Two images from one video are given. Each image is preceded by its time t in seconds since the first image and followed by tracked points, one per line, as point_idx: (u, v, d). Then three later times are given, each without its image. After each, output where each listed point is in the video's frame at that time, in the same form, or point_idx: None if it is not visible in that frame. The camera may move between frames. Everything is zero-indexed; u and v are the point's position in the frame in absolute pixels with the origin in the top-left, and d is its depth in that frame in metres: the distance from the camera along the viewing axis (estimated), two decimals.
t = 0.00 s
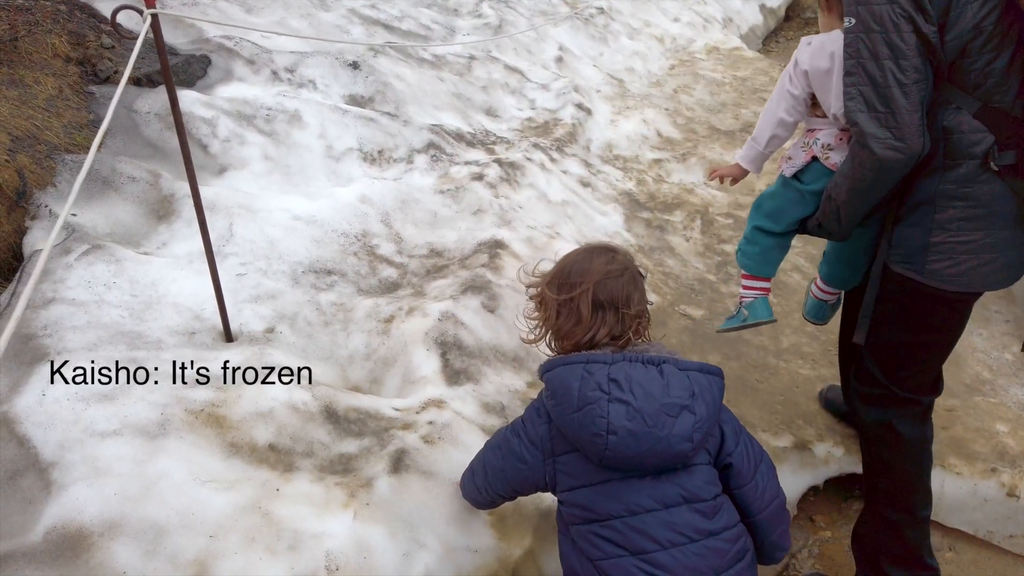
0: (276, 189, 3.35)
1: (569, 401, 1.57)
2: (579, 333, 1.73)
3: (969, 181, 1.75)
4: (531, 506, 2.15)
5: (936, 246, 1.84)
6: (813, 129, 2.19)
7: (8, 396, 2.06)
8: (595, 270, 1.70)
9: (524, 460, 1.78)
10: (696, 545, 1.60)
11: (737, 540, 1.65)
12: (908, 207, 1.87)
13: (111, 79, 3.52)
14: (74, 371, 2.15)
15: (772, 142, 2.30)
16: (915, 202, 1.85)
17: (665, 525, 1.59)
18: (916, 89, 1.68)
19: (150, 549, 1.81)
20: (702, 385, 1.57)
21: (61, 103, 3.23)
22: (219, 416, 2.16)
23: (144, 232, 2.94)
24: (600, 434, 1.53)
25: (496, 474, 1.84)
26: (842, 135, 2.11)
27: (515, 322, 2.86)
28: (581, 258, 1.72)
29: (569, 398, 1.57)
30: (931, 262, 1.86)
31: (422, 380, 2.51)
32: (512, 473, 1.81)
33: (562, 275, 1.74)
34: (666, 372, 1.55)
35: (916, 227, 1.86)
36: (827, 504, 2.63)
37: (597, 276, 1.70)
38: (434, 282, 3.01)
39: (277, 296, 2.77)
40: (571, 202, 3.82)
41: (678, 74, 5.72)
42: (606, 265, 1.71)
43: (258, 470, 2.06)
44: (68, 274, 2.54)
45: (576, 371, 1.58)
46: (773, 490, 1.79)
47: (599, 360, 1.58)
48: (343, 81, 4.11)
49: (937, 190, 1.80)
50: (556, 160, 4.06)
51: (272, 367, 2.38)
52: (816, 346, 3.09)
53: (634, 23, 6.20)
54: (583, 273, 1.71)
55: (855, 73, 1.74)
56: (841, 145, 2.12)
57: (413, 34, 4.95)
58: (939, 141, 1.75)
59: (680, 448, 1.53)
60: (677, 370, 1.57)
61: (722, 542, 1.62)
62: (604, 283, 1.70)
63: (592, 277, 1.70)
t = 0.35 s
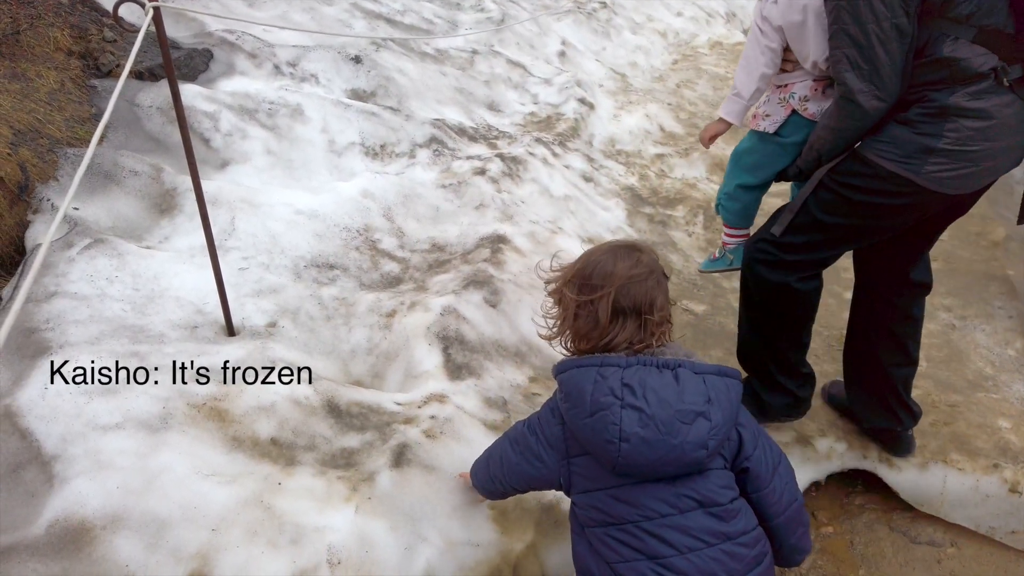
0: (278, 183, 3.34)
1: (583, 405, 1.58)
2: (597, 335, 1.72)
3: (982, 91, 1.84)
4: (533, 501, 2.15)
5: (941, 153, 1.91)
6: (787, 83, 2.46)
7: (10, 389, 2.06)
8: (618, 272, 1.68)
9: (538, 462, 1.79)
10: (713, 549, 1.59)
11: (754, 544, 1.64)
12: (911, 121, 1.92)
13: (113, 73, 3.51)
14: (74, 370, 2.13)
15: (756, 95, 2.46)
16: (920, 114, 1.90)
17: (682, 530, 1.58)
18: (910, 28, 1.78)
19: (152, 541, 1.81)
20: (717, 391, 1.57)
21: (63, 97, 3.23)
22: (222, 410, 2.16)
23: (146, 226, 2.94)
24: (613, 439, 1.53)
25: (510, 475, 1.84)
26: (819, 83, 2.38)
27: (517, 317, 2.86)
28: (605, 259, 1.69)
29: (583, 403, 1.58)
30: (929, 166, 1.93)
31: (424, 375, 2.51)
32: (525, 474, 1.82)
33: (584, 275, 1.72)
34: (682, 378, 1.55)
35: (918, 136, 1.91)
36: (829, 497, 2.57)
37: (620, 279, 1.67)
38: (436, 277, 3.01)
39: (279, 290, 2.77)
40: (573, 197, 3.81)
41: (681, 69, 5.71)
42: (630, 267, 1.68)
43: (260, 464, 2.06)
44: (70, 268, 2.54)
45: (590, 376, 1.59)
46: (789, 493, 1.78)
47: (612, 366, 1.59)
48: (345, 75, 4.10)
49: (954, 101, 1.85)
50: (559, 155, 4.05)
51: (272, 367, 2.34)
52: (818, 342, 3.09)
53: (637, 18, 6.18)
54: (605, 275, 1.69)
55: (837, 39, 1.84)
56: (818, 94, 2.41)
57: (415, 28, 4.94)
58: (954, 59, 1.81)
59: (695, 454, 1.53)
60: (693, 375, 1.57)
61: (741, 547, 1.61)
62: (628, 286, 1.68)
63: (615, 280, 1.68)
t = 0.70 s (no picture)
0: (278, 178, 3.34)
1: (596, 363, 1.46)
2: (622, 277, 1.57)
3: (892, 65, 2.05)
4: (534, 496, 2.15)
5: (866, 124, 2.12)
6: (709, 89, 2.42)
7: (12, 384, 2.07)
8: (647, 205, 1.51)
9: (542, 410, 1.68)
10: (711, 518, 1.53)
11: (754, 514, 1.58)
12: (835, 102, 2.12)
13: (113, 67, 3.51)
14: (74, 370, 2.11)
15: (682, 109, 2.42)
16: (840, 94, 2.11)
17: (682, 497, 1.52)
18: (813, 31, 1.98)
19: (154, 535, 1.82)
20: (743, 362, 1.43)
21: (63, 92, 3.23)
22: (223, 404, 2.17)
23: (146, 221, 2.94)
24: (625, 405, 1.42)
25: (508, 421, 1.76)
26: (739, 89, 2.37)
27: (518, 311, 2.86)
28: (633, 190, 1.53)
29: (597, 361, 1.46)
30: (857, 137, 2.14)
31: (425, 370, 2.51)
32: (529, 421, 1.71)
33: (608, 208, 1.55)
34: (706, 345, 1.42)
35: (843, 114, 2.12)
36: (829, 492, 2.57)
37: (648, 214, 1.51)
38: (436, 272, 3.01)
39: (279, 285, 2.77)
40: (573, 192, 3.80)
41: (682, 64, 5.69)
42: (659, 201, 1.52)
43: (261, 458, 2.06)
44: (71, 262, 2.54)
45: (607, 332, 1.46)
46: (799, 467, 1.63)
47: (633, 323, 1.45)
48: (346, 69, 4.09)
49: (870, 78, 2.06)
50: (559, 150, 4.05)
51: (272, 367, 2.31)
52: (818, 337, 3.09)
53: (639, 13, 6.16)
54: (632, 209, 1.52)
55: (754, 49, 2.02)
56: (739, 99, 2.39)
57: (416, 23, 4.94)
58: (860, 44, 2.03)
59: (712, 427, 1.42)
60: (719, 343, 1.44)
61: (740, 519, 1.56)
62: (657, 221, 1.52)
63: (643, 214, 1.51)
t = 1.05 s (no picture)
0: (280, 174, 3.34)
1: (627, 328, 1.38)
2: (657, 224, 1.47)
3: (872, 41, 2.25)
4: (534, 491, 2.17)
5: (862, 94, 2.32)
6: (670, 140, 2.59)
7: (15, 378, 2.07)
8: (686, 145, 1.42)
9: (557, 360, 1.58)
10: (725, 483, 1.52)
11: (766, 479, 1.56)
12: (827, 83, 2.33)
13: (115, 63, 3.52)
14: (77, 366, 2.12)
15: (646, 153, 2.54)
16: (829, 75, 2.32)
17: (701, 463, 1.49)
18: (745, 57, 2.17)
19: (158, 529, 1.82)
20: (781, 335, 1.37)
21: (65, 87, 3.23)
22: (226, 400, 2.17)
23: (148, 217, 2.95)
24: (655, 375, 1.36)
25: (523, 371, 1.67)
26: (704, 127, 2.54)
27: (519, 308, 2.86)
28: (673, 127, 1.43)
29: (627, 326, 1.37)
30: (853, 108, 2.35)
31: (426, 366, 2.52)
32: (542, 370, 1.63)
33: (644, 148, 1.45)
34: (744, 317, 1.35)
35: (837, 92, 2.33)
36: (828, 489, 2.58)
37: (688, 154, 1.42)
38: (438, 268, 3.01)
39: (281, 281, 2.78)
40: (574, 189, 3.80)
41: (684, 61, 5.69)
42: (700, 140, 1.42)
43: (264, 453, 2.07)
44: (73, 258, 2.55)
45: (640, 296, 1.37)
46: (816, 432, 1.56)
47: (668, 289, 1.36)
48: (347, 66, 4.09)
49: (854, 59, 2.26)
50: (561, 146, 4.05)
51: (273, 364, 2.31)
52: (819, 334, 3.09)
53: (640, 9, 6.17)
54: (670, 148, 1.42)
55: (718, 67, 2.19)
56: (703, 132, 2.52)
57: (417, 19, 4.94)
58: (835, 33, 2.23)
59: (743, 403, 1.37)
60: (758, 314, 1.36)
61: (753, 484, 1.55)
62: (696, 162, 1.42)
63: (682, 154, 1.42)
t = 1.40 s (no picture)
0: (280, 172, 3.34)
1: (668, 330, 1.35)
2: (675, 215, 1.42)
3: (859, 37, 2.29)
4: (534, 488, 2.18)
5: (861, 84, 2.37)
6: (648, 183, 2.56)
7: (16, 375, 2.07)
8: (711, 138, 1.34)
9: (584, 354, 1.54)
10: (755, 476, 1.50)
11: (795, 469, 1.55)
12: (824, 81, 2.35)
13: (115, 61, 3.52)
14: (77, 364, 2.12)
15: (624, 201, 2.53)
16: (826, 74, 2.33)
17: (734, 458, 1.48)
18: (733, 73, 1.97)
19: (158, 526, 1.82)
20: (822, 329, 1.36)
21: (66, 85, 3.23)
22: (226, 397, 2.18)
23: (148, 215, 2.95)
24: (699, 378, 1.34)
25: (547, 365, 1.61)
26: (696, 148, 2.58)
27: (519, 306, 2.86)
28: (700, 117, 1.36)
29: (669, 327, 1.35)
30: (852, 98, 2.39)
31: (426, 363, 2.52)
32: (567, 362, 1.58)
33: (668, 136, 1.39)
34: (788, 314, 1.34)
35: (836, 86, 2.36)
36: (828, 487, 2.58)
37: (711, 148, 1.35)
38: (438, 265, 3.02)
39: (281, 279, 2.78)
40: (574, 186, 3.80)
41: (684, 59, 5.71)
42: (727, 134, 1.34)
43: (264, 450, 2.07)
44: (73, 255, 2.55)
45: (681, 296, 1.34)
46: (845, 415, 1.55)
47: (710, 288, 1.34)
48: (347, 64, 4.09)
49: (848, 56, 2.29)
50: (561, 144, 4.05)
51: (273, 363, 2.32)
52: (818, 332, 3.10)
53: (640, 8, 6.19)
54: (694, 139, 1.36)
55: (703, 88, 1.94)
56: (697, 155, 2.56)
57: (417, 17, 4.96)
58: (822, 41, 2.23)
59: (785, 399, 1.37)
60: (800, 310, 1.35)
61: (784, 475, 1.54)
62: (720, 158, 1.35)
63: (707, 146, 1.35)
